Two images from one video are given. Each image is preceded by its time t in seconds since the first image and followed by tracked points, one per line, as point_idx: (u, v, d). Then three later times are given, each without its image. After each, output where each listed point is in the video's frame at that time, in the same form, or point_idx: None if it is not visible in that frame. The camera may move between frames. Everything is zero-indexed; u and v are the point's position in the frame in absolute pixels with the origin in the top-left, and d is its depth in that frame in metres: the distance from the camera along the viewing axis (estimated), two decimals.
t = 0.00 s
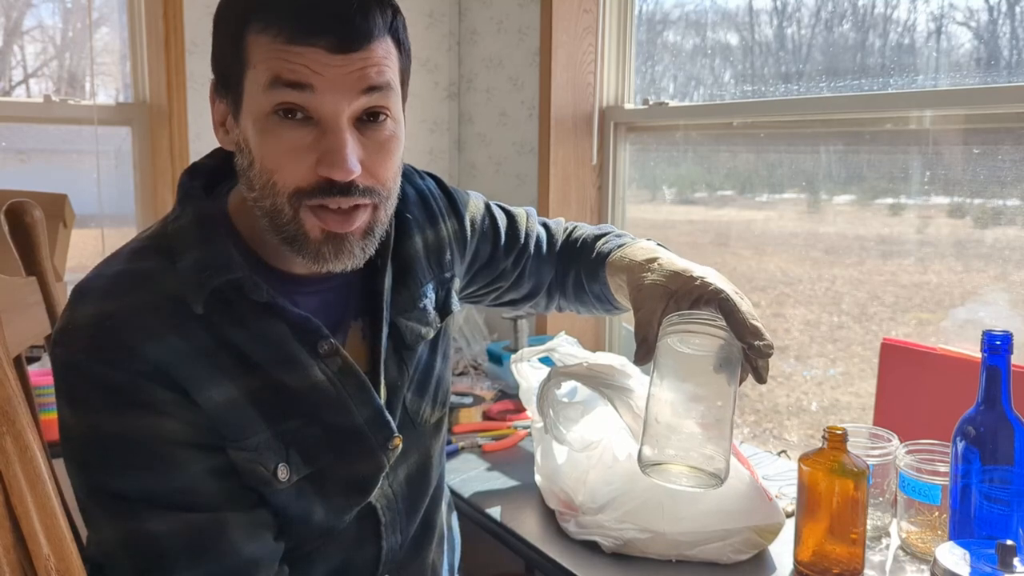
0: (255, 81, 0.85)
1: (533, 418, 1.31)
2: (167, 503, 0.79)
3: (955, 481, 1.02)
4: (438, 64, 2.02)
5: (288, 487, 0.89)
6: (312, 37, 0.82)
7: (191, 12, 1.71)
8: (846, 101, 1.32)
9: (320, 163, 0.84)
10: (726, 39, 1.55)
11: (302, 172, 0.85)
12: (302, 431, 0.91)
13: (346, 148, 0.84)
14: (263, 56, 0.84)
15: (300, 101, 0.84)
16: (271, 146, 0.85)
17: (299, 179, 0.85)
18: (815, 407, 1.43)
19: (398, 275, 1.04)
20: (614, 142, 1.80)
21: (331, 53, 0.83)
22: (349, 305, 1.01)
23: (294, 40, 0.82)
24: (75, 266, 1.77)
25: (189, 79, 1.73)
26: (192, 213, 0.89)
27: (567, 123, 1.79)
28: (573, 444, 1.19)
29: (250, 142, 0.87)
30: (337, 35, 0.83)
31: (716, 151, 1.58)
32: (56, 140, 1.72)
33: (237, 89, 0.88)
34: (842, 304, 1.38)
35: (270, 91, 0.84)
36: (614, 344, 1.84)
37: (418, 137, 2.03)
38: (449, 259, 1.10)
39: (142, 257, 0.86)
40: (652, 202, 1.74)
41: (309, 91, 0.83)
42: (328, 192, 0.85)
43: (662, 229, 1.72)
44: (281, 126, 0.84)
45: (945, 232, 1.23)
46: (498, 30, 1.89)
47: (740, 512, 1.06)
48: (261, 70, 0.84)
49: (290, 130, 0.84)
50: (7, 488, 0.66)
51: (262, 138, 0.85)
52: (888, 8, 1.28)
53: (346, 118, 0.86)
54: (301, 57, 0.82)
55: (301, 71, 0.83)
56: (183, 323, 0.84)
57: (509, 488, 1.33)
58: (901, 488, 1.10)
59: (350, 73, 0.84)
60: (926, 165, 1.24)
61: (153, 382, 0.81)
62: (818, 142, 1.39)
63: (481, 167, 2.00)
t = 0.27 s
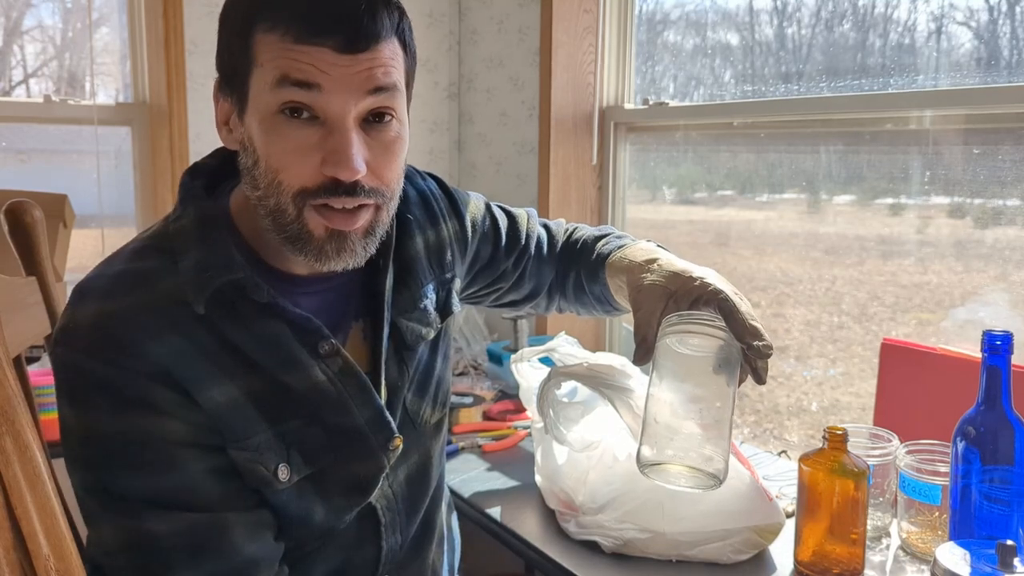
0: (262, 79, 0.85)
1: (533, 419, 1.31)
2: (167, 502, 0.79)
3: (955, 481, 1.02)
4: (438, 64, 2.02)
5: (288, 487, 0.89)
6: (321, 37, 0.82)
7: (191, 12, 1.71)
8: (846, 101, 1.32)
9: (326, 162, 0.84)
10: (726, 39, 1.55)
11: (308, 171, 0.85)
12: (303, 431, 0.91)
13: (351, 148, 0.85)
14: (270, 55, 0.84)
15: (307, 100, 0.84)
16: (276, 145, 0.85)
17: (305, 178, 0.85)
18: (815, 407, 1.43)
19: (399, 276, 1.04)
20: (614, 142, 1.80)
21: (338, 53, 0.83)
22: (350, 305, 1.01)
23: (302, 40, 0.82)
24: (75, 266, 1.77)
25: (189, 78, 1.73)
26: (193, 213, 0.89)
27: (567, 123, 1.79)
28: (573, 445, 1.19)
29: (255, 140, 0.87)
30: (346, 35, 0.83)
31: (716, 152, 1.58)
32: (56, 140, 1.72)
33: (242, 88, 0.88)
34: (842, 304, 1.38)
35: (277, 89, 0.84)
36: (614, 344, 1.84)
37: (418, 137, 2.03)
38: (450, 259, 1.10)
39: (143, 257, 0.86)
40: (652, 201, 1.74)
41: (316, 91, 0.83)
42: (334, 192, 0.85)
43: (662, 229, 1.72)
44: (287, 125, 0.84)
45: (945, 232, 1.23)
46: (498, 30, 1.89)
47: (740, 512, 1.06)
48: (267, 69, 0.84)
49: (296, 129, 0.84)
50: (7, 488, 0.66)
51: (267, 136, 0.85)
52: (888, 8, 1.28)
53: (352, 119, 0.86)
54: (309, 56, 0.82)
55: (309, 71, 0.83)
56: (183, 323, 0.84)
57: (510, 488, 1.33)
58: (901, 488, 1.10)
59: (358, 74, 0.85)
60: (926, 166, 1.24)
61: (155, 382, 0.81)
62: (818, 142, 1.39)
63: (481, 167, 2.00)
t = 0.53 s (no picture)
0: (274, 84, 0.84)
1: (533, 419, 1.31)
2: (168, 502, 0.79)
3: (955, 481, 1.02)
4: (438, 64, 2.02)
5: (289, 487, 0.89)
6: (339, 44, 0.82)
7: (191, 12, 1.71)
8: (846, 101, 1.32)
9: (341, 168, 0.85)
10: (726, 39, 1.55)
11: (323, 178, 0.85)
12: (303, 430, 0.91)
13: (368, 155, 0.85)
14: (285, 61, 0.83)
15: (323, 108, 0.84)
16: (291, 151, 0.85)
17: (319, 185, 0.85)
18: (815, 407, 1.43)
19: (399, 276, 1.04)
20: (614, 142, 1.80)
21: (354, 60, 0.83)
22: (351, 305, 1.01)
23: (319, 46, 0.82)
24: (75, 266, 1.77)
25: (189, 78, 1.73)
26: (194, 213, 0.89)
27: (567, 123, 1.79)
28: (573, 445, 1.19)
29: (266, 145, 0.87)
30: (362, 43, 0.83)
31: (716, 152, 1.58)
32: (56, 140, 1.72)
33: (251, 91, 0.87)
34: (842, 304, 1.38)
35: (292, 96, 0.83)
36: (614, 345, 1.84)
37: (418, 137, 2.03)
38: (450, 259, 1.10)
39: (144, 257, 0.86)
40: (652, 201, 1.74)
41: (332, 98, 0.83)
42: (348, 198, 0.86)
43: (662, 229, 1.72)
44: (300, 132, 0.84)
45: (945, 232, 1.22)
46: (498, 30, 1.89)
47: (739, 512, 1.07)
48: (281, 75, 0.83)
49: (310, 136, 0.84)
50: (7, 488, 0.66)
51: (280, 141, 0.85)
52: (888, 8, 1.28)
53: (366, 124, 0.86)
54: (326, 63, 0.82)
55: (325, 78, 0.83)
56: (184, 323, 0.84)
57: (509, 488, 1.33)
58: (901, 488, 1.10)
59: (372, 81, 0.85)
60: (926, 165, 1.24)
61: (155, 381, 0.81)
62: (818, 142, 1.39)
63: (481, 167, 2.00)
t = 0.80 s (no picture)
0: (343, 110, 0.82)
1: (532, 419, 1.31)
2: (169, 502, 0.79)
3: (955, 481, 1.02)
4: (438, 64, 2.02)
5: (289, 487, 0.89)
6: (409, 66, 0.82)
7: (191, 12, 1.71)
8: (846, 101, 1.32)
9: (408, 185, 0.86)
10: (726, 39, 1.55)
11: (390, 194, 0.86)
12: (303, 431, 0.91)
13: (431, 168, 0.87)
14: (352, 86, 0.81)
15: (394, 131, 0.83)
16: (362, 173, 0.84)
17: (387, 201, 0.87)
18: (815, 407, 1.43)
19: (397, 276, 1.04)
20: (614, 142, 1.80)
21: (421, 79, 0.83)
22: (350, 305, 1.01)
23: (387, 69, 0.81)
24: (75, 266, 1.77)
25: (189, 78, 1.73)
26: (194, 213, 0.89)
27: (567, 123, 1.79)
28: (574, 445, 1.19)
29: (324, 167, 0.85)
30: (426, 61, 0.83)
31: (716, 152, 1.58)
32: (55, 140, 1.72)
33: (297, 112, 0.83)
34: (842, 304, 1.38)
35: (367, 121, 0.82)
36: (615, 345, 1.84)
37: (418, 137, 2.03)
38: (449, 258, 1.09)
39: (143, 257, 0.86)
40: (652, 201, 1.74)
41: (407, 121, 0.83)
42: (409, 209, 0.88)
43: (662, 229, 1.72)
44: (370, 155, 0.84)
45: (945, 232, 1.22)
46: (498, 30, 1.89)
47: (740, 512, 1.07)
48: (349, 101, 0.81)
49: (383, 158, 0.84)
50: (6, 488, 0.66)
51: (352, 165, 0.84)
52: (888, 8, 1.28)
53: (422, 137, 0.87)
54: (396, 86, 0.82)
55: (400, 102, 0.82)
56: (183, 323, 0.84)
57: (509, 488, 1.33)
58: (901, 488, 1.10)
59: (430, 96, 0.85)
60: (926, 165, 1.24)
61: (155, 382, 0.81)
62: (818, 142, 1.39)
63: (481, 167, 2.00)
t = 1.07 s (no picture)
0: (354, 119, 0.82)
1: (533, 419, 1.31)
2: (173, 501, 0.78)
3: (955, 481, 1.02)
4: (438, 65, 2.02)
5: (291, 487, 0.89)
6: (421, 76, 0.82)
7: (191, 12, 1.71)
8: (846, 101, 1.32)
9: (417, 191, 0.86)
10: (726, 39, 1.55)
11: (398, 201, 0.87)
12: (305, 431, 0.92)
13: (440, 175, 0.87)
14: (364, 95, 0.81)
15: (405, 139, 0.83)
16: (372, 180, 0.85)
17: (397, 208, 0.87)
18: (815, 407, 1.43)
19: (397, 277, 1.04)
20: (614, 143, 1.80)
21: (431, 88, 0.83)
22: (352, 306, 1.01)
23: (399, 78, 0.81)
24: (75, 266, 1.77)
25: (189, 78, 1.73)
26: (196, 214, 0.89)
27: (567, 123, 1.79)
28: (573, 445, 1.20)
29: (335, 174, 0.85)
30: (437, 70, 0.83)
31: (716, 152, 1.58)
32: (55, 140, 1.72)
33: (307, 119, 0.83)
34: (842, 304, 1.38)
35: (378, 131, 0.82)
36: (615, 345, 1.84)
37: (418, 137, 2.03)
38: (449, 260, 1.10)
39: (146, 258, 0.86)
40: (652, 201, 1.74)
41: (417, 130, 0.83)
42: (417, 215, 0.89)
43: (662, 229, 1.72)
44: (381, 162, 0.84)
45: (945, 232, 1.23)
46: (498, 30, 1.89)
47: (740, 512, 1.07)
48: (360, 110, 0.81)
49: (394, 167, 0.85)
50: (7, 488, 0.66)
51: (362, 174, 0.84)
52: (888, 8, 1.28)
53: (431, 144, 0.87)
54: (407, 95, 0.82)
55: (411, 111, 0.82)
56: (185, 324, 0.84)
57: (509, 488, 1.33)
58: (901, 488, 1.10)
59: (440, 104, 0.86)
60: (926, 165, 1.24)
61: (158, 382, 0.81)
62: (818, 142, 1.39)
63: (481, 167, 2.00)
